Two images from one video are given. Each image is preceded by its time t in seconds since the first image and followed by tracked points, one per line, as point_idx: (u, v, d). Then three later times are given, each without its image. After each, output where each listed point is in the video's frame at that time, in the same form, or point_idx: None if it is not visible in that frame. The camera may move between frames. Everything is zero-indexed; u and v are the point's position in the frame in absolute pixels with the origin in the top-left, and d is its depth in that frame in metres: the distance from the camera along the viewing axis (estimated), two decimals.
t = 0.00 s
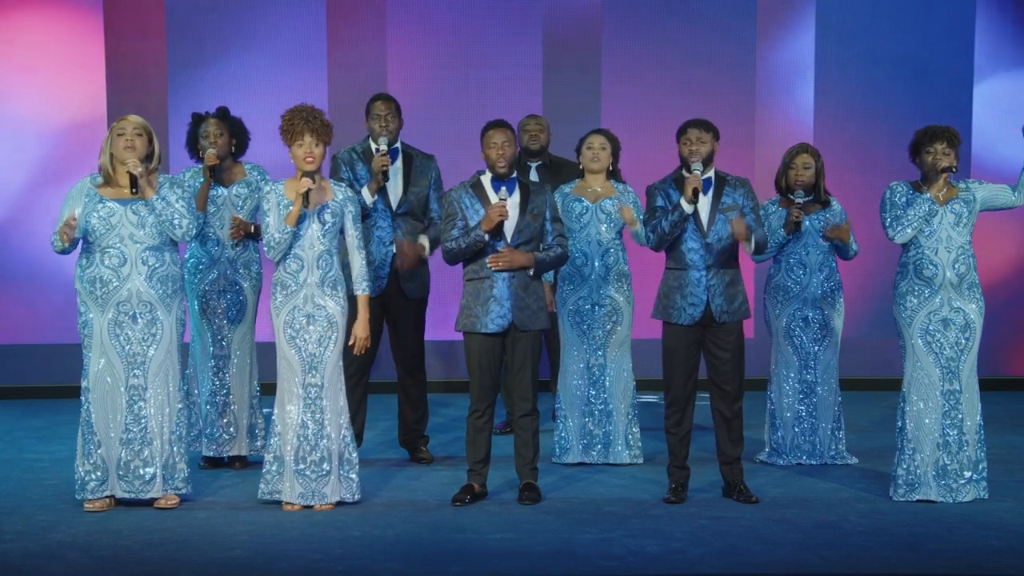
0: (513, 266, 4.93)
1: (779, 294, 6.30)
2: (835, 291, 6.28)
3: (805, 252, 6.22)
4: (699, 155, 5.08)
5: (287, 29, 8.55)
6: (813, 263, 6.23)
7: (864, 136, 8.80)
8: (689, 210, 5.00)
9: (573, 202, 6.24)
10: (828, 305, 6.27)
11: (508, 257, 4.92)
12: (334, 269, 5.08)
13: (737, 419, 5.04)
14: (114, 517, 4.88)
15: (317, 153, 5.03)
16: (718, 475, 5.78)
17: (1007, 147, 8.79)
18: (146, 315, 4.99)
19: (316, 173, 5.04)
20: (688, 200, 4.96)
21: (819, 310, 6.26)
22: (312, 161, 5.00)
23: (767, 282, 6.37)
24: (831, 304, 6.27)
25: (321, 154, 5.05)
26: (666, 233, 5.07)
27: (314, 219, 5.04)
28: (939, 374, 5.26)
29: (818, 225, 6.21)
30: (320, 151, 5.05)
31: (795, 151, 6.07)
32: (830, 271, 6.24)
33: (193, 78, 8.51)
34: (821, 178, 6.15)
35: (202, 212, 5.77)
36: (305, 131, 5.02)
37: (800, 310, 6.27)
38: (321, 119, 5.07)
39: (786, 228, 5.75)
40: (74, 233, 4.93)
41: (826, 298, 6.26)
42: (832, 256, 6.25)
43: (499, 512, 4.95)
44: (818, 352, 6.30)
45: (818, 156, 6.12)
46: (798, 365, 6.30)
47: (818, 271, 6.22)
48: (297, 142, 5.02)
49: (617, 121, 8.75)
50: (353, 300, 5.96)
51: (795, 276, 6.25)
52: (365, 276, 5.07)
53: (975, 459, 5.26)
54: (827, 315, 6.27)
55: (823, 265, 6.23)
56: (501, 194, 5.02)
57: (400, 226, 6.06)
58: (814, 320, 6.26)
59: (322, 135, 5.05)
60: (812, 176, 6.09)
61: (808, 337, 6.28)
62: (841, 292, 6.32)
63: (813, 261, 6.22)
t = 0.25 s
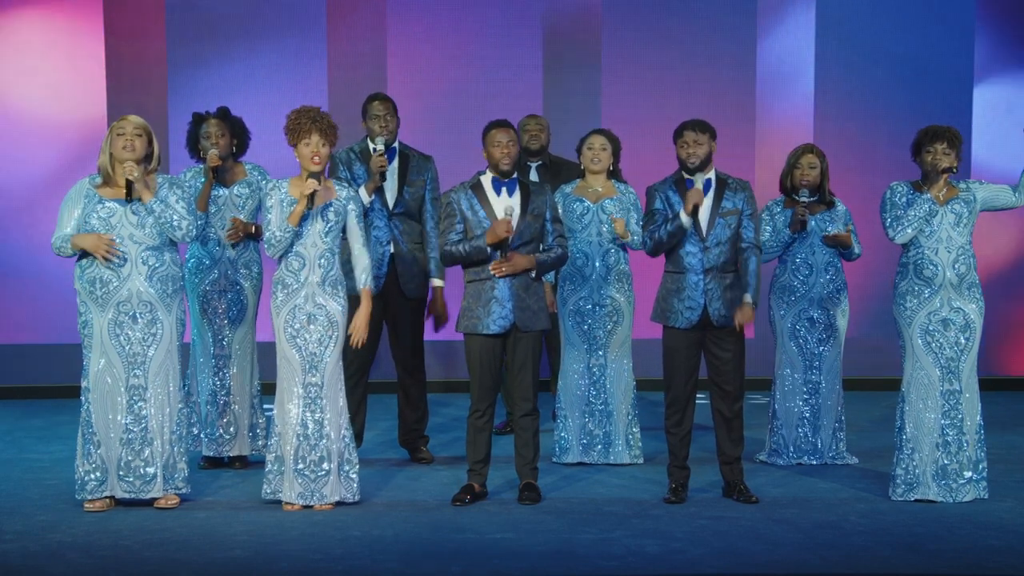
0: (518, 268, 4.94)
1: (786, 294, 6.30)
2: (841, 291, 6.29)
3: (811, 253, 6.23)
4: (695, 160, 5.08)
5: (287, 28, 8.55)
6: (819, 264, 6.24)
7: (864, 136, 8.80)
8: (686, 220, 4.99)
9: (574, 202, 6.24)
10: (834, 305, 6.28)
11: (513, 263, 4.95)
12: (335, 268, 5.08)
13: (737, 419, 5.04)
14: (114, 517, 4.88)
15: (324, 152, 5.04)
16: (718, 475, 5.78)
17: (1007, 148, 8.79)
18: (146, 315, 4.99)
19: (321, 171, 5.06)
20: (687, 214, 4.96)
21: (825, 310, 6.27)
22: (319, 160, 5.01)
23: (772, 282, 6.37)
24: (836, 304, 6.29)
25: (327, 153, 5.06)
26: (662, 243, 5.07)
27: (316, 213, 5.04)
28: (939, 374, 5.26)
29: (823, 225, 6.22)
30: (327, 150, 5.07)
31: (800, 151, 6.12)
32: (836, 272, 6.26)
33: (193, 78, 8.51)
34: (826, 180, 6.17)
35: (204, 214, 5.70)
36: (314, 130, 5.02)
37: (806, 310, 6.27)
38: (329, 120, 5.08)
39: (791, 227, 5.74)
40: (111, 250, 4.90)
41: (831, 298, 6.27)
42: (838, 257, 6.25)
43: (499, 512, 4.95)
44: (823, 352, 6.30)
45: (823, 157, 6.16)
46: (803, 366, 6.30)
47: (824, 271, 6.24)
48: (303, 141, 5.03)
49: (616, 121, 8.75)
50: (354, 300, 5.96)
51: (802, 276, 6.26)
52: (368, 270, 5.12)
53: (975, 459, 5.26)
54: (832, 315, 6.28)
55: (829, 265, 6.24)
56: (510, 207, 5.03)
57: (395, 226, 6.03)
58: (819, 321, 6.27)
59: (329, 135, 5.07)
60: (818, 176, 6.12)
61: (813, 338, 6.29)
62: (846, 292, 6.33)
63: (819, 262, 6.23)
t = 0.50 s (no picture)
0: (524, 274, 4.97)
1: (792, 294, 6.29)
2: (846, 292, 6.29)
3: (818, 253, 6.21)
4: (708, 160, 5.09)
5: (287, 29, 8.55)
6: (826, 264, 6.22)
7: (864, 137, 8.80)
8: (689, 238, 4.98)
9: (575, 203, 6.24)
10: (839, 305, 6.28)
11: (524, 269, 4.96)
12: (335, 265, 5.07)
13: (737, 419, 5.04)
14: (114, 517, 4.88)
15: (315, 162, 5.06)
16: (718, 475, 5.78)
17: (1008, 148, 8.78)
18: (147, 315, 4.98)
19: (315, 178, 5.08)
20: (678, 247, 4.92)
21: (830, 310, 6.26)
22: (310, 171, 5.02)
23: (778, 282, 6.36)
24: (841, 305, 6.29)
25: (319, 162, 5.08)
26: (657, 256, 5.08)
27: (313, 212, 5.05)
28: (939, 374, 5.26)
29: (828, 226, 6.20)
30: (320, 160, 5.08)
31: (805, 151, 6.12)
32: (842, 272, 6.25)
33: (193, 78, 8.51)
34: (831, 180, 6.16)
35: (203, 214, 5.75)
36: (308, 140, 5.03)
37: (811, 310, 6.26)
38: (327, 129, 5.08)
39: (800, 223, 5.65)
40: (128, 261, 4.92)
41: (837, 298, 6.26)
42: (844, 257, 6.24)
43: (499, 513, 4.95)
44: (828, 353, 6.30)
45: (827, 157, 6.16)
46: (808, 367, 6.30)
47: (831, 272, 6.22)
48: (299, 149, 5.04)
49: (616, 121, 8.75)
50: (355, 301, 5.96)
51: (808, 276, 6.24)
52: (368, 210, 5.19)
53: (975, 459, 5.26)
54: (837, 315, 6.28)
55: (836, 266, 6.23)
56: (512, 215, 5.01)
57: (396, 225, 6.05)
58: (825, 321, 6.26)
59: (324, 145, 5.06)
60: (823, 176, 6.12)
61: (819, 339, 6.28)
62: (851, 292, 6.33)
63: (825, 262, 6.22)
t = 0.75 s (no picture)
0: (524, 277, 4.96)
1: (794, 295, 6.30)
2: (848, 292, 6.29)
3: (820, 253, 6.22)
4: (709, 163, 5.10)
5: (287, 29, 8.55)
6: (828, 265, 6.23)
7: (864, 137, 8.80)
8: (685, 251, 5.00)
9: (576, 203, 6.24)
10: (840, 306, 6.28)
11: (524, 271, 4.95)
12: (336, 264, 5.06)
13: (737, 419, 5.04)
14: (115, 517, 4.88)
15: (310, 160, 5.06)
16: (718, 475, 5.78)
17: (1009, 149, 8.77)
18: (147, 315, 4.98)
19: (311, 178, 5.07)
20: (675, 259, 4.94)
21: (832, 310, 6.27)
22: (304, 168, 5.03)
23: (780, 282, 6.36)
24: (843, 305, 6.29)
25: (314, 161, 5.08)
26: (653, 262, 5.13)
27: (311, 213, 5.05)
28: (939, 374, 5.26)
29: (830, 226, 6.22)
30: (315, 157, 5.08)
31: (807, 152, 6.12)
32: (844, 273, 6.25)
33: (193, 78, 8.51)
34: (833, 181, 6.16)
35: (205, 214, 5.77)
36: (302, 136, 5.05)
37: (814, 310, 6.26)
38: (321, 126, 5.09)
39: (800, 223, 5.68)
40: (129, 261, 4.92)
41: (838, 299, 6.27)
42: (846, 258, 6.25)
43: (499, 513, 4.95)
44: (830, 353, 6.30)
45: (829, 158, 6.16)
46: (810, 367, 6.30)
47: (833, 272, 6.23)
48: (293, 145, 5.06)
49: (617, 121, 8.75)
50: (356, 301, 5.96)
51: (811, 276, 6.25)
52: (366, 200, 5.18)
53: (975, 459, 5.26)
54: (839, 316, 6.28)
55: (838, 266, 6.24)
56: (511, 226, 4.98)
57: (399, 226, 6.05)
58: (826, 321, 6.26)
59: (318, 142, 5.07)
60: (825, 176, 6.12)
61: (820, 339, 6.28)
62: (853, 292, 6.34)
63: (828, 262, 6.22)
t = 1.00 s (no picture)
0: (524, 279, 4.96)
1: (793, 294, 6.30)
2: (847, 292, 6.28)
3: (819, 253, 6.22)
4: (697, 162, 5.13)
5: (288, 28, 8.55)
6: (827, 265, 6.23)
7: (864, 137, 8.80)
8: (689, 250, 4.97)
9: (576, 203, 6.24)
10: (840, 306, 6.28)
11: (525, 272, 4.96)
12: (336, 262, 5.06)
13: (737, 419, 5.04)
14: (115, 516, 4.88)
15: (307, 161, 5.06)
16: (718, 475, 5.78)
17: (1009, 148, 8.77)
18: (147, 315, 4.98)
19: (309, 177, 5.08)
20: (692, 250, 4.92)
21: (831, 311, 6.26)
22: (301, 168, 5.03)
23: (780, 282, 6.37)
24: (842, 305, 6.29)
25: (311, 161, 5.08)
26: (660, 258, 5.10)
27: (309, 213, 5.05)
28: (939, 374, 5.26)
29: (830, 226, 6.21)
30: (311, 158, 5.08)
31: (806, 152, 6.11)
32: (843, 272, 6.25)
33: (193, 77, 8.51)
34: (834, 180, 6.16)
35: (205, 217, 5.80)
36: (297, 138, 5.04)
37: (813, 310, 6.27)
38: (316, 127, 5.08)
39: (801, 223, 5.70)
40: (128, 262, 4.92)
41: (838, 299, 6.26)
42: (846, 258, 6.24)
43: (499, 513, 4.95)
44: (829, 353, 6.30)
45: (830, 157, 6.14)
46: (809, 368, 6.30)
47: (832, 272, 6.23)
48: (290, 147, 5.06)
49: (616, 121, 8.74)
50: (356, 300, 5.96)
51: (810, 276, 6.25)
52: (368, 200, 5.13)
53: (975, 459, 5.26)
54: (839, 316, 6.28)
55: (837, 266, 6.24)
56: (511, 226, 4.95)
57: (399, 224, 6.04)
58: (825, 321, 6.26)
59: (314, 143, 5.07)
60: (825, 176, 6.11)
61: (819, 339, 6.28)
62: (853, 292, 6.33)
63: (827, 263, 6.22)
